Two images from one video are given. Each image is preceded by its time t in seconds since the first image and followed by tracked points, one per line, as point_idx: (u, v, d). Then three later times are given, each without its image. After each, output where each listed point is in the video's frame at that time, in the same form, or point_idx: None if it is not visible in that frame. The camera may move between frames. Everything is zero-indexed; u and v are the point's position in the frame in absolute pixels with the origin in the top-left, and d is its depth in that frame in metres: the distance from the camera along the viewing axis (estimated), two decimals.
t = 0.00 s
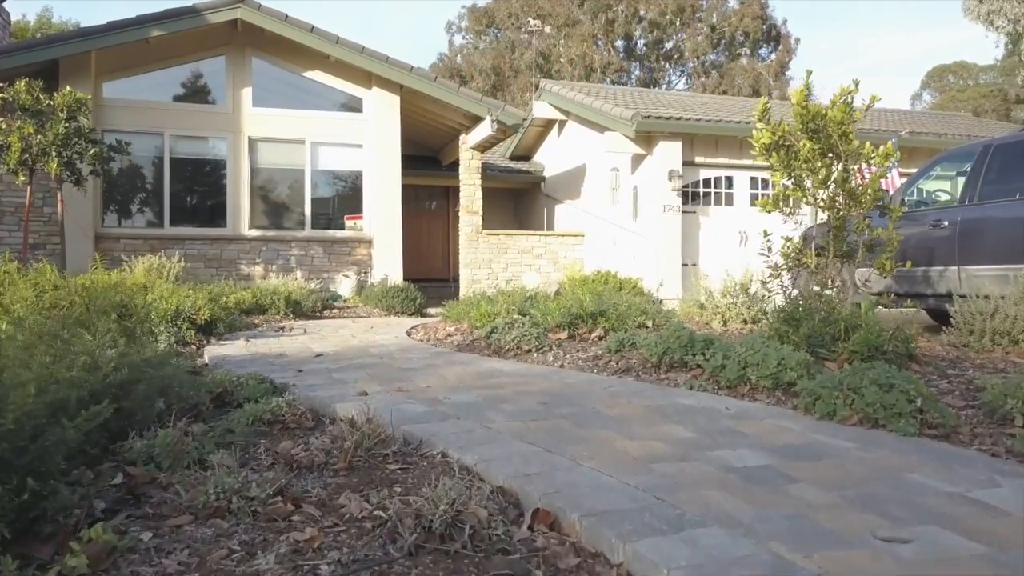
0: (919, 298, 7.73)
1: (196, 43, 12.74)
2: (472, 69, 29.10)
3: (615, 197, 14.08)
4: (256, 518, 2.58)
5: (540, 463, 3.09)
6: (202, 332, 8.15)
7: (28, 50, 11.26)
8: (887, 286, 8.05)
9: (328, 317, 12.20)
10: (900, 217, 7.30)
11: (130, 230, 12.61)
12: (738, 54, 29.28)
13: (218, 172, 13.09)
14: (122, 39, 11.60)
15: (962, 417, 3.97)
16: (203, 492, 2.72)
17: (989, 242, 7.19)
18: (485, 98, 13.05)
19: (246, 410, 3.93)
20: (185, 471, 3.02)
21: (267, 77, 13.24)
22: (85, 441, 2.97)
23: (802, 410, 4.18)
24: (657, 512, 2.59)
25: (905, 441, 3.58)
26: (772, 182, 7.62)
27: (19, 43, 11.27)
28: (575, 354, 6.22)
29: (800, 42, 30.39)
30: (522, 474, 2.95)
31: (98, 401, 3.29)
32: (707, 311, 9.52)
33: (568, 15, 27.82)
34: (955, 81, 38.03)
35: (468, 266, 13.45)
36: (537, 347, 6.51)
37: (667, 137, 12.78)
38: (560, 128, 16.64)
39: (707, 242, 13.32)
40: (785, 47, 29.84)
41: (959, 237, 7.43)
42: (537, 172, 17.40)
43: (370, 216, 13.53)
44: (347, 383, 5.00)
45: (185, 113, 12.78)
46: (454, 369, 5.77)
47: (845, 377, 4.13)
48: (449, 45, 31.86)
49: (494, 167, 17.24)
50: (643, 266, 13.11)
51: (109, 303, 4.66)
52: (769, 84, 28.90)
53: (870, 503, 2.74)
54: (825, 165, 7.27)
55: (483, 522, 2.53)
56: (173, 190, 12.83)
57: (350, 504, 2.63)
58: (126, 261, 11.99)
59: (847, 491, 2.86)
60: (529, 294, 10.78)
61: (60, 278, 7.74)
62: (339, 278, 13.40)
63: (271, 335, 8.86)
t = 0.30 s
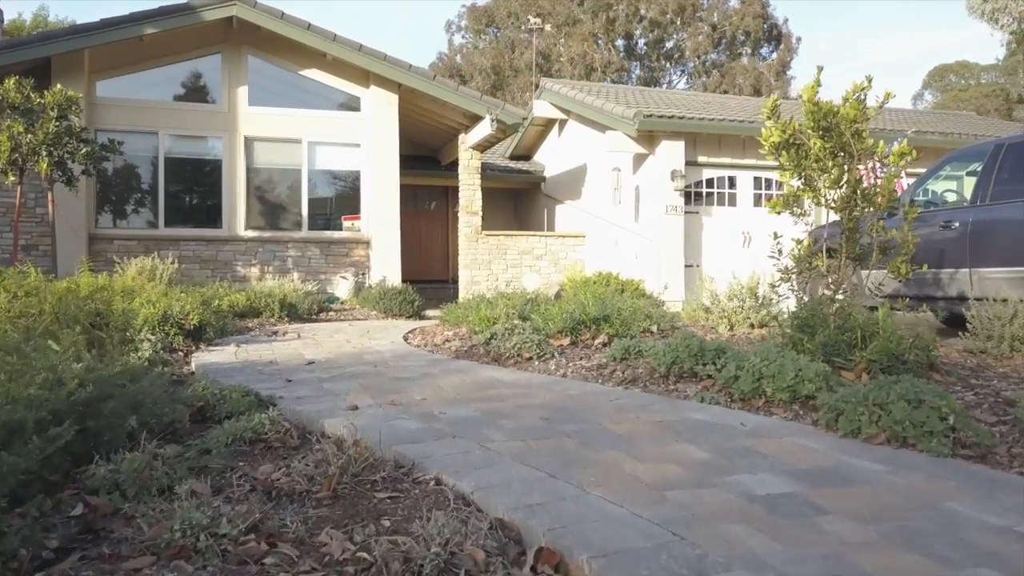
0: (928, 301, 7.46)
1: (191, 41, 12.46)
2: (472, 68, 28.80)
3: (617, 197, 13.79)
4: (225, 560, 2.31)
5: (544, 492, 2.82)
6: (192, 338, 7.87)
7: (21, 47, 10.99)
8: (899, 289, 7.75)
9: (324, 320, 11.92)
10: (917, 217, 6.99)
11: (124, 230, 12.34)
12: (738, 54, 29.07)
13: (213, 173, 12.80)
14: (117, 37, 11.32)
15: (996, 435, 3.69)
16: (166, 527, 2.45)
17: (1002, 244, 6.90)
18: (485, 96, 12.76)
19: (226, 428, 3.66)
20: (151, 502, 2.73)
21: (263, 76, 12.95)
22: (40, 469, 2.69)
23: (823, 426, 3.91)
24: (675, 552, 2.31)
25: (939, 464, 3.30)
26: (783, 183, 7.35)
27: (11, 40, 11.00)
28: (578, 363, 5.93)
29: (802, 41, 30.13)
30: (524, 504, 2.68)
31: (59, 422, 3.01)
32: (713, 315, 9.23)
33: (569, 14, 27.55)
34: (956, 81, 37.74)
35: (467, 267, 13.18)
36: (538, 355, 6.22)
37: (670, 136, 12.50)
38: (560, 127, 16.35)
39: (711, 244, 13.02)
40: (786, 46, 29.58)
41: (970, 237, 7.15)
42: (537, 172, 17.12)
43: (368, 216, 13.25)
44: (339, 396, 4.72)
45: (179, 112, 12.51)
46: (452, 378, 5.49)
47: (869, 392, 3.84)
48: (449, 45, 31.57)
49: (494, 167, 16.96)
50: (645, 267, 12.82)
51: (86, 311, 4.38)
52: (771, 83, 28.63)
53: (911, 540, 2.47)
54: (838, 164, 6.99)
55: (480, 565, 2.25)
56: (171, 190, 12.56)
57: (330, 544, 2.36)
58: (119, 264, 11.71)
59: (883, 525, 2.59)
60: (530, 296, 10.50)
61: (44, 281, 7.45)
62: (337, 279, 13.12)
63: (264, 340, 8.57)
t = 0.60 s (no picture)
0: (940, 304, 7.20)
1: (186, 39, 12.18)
2: (471, 68, 28.47)
3: (618, 197, 13.48)
4: None
5: (553, 526, 2.54)
6: (180, 343, 7.57)
7: (12, 44, 10.70)
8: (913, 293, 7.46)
9: (321, 323, 11.64)
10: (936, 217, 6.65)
11: (119, 231, 12.05)
12: (739, 54, 29.01)
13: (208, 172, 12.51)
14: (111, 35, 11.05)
15: None
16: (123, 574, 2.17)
17: (1013, 245, 6.61)
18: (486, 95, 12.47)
19: (206, 448, 3.37)
20: (113, 540, 2.47)
21: (260, 75, 12.66)
22: None
23: (850, 444, 3.63)
24: None
25: (983, 490, 3.02)
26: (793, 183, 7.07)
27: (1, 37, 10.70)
28: (582, 371, 5.66)
29: (803, 41, 29.90)
30: (530, 542, 2.40)
31: (16, 449, 2.73)
32: (719, 319, 8.93)
33: (569, 13, 27.26)
34: (957, 81, 37.42)
35: (466, 269, 12.90)
36: (541, 363, 5.92)
37: (674, 135, 12.22)
38: (561, 127, 16.07)
39: (715, 245, 12.74)
40: (787, 45, 29.32)
41: (982, 238, 6.86)
42: (538, 172, 16.82)
43: (366, 217, 12.96)
44: (330, 409, 4.44)
45: (173, 111, 12.22)
46: (451, 389, 5.20)
47: (899, 408, 3.56)
48: (448, 44, 31.23)
49: (494, 167, 16.69)
50: (648, 268, 12.53)
51: (59, 320, 4.07)
52: (772, 83, 28.37)
53: None
54: (852, 164, 6.71)
55: None
56: (170, 190, 12.29)
57: None
58: (112, 266, 11.42)
59: (933, 567, 2.32)
60: (532, 299, 10.24)
61: (26, 284, 7.15)
62: (335, 281, 12.85)
63: (256, 346, 8.28)
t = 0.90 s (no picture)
0: (951, 306, 6.91)
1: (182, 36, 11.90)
2: (471, 68, 28.17)
3: (620, 197, 13.19)
4: None
5: (568, 568, 2.27)
6: (170, 349, 7.28)
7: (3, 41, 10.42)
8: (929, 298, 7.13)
9: (318, 326, 11.36)
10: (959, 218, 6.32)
11: (113, 232, 11.78)
12: (741, 53, 28.85)
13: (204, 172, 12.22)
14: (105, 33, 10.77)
15: None
16: None
17: None
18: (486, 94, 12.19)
19: (184, 472, 3.10)
20: None
21: (257, 73, 12.38)
22: None
23: (884, 467, 3.36)
24: None
25: None
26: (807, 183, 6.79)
27: None
28: (591, 380, 5.38)
29: (805, 41, 29.67)
30: None
31: None
32: (727, 323, 8.64)
33: (569, 13, 26.95)
34: (959, 80, 37.12)
35: (466, 270, 12.62)
36: (546, 372, 5.62)
37: (677, 134, 11.93)
38: (563, 126, 15.79)
39: (720, 245, 12.42)
40: (789, 45, 29.09)
41: (998, 237, 6.56)
42: (539, 172, 16.54)
43: (365, 217, 12.68)
44: (323, 425, 4.16)
45: (167, 110, 11.94)
46: (452, 400, 4.92)
47: (938, 428, 3.28)
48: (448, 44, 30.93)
49: (494, 167, 16.41)
50: (652, 270, 12.24)
51: (31, 330, 3.79)
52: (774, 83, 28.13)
53: None
54: (870, 165, 6.41)
55: None
56: (170, 190, 12.04)
57: None
58: (104, 267, 11.13)
59: None
60: (535, 302, 9.97)
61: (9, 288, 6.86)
62: (333, 283, 12.57)
63: (249, 352, 7.99)
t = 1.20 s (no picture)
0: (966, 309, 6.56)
1: (179, 34, 11.62)
2: (472, 67, 27.91)
3: (623, 196, 12.91)
4: None
5: None
6: (160, 354, 6.99)
7: None
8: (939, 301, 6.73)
9: (316, 327, 11.10)
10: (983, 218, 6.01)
11: (109, 232, 11.49)
12: (743, 52, 28.60)
13: (201, 171, 11.93)
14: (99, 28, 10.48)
15: None
16: None
17: None
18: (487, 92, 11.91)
19: (163, 497, 2.83)
20: None
21: (254, 71, 12.10)
22: None
23: (927, 488, 3.08)
24: None
25: None
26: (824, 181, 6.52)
27: None
28: (601, 389, 5.10)
29: (807, 40, 29.39)
30: None
31: None
32: (738, 327, 8.36)
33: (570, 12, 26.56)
34: (961, 80, 36.86)
35: (467, 271, 12.36)
36: (554, 381, 5.32)
37: (682, 133, 11.62)
38: (565, 125, 15.53)
39: (725, 246, 12.15)
40: (791, 44, 28.88)
41: (1015, 237, 6.30)
42: (541, 171, 16.27)
43: (365, 217, 12.40)
44: (317, 438, 3.89)
45: (164, 108, 11.65)
46: (455, 411, 4.64)
47: (988, 445, 3.01)
48: (448, 43, 30.66)
49: (495, 167, 16.14)
50: (656, 272, 11.95)
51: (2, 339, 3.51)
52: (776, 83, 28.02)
53: None
54: (891, 162, 6.11)
55: None
56: (170, 190, 11.76)
57: None
58: (99, 268, 10.85)
59: None
60: (539, 304, 9.70)
61: None
62: (333, 284, 12.29)
63: (243, 356, 7.69)
